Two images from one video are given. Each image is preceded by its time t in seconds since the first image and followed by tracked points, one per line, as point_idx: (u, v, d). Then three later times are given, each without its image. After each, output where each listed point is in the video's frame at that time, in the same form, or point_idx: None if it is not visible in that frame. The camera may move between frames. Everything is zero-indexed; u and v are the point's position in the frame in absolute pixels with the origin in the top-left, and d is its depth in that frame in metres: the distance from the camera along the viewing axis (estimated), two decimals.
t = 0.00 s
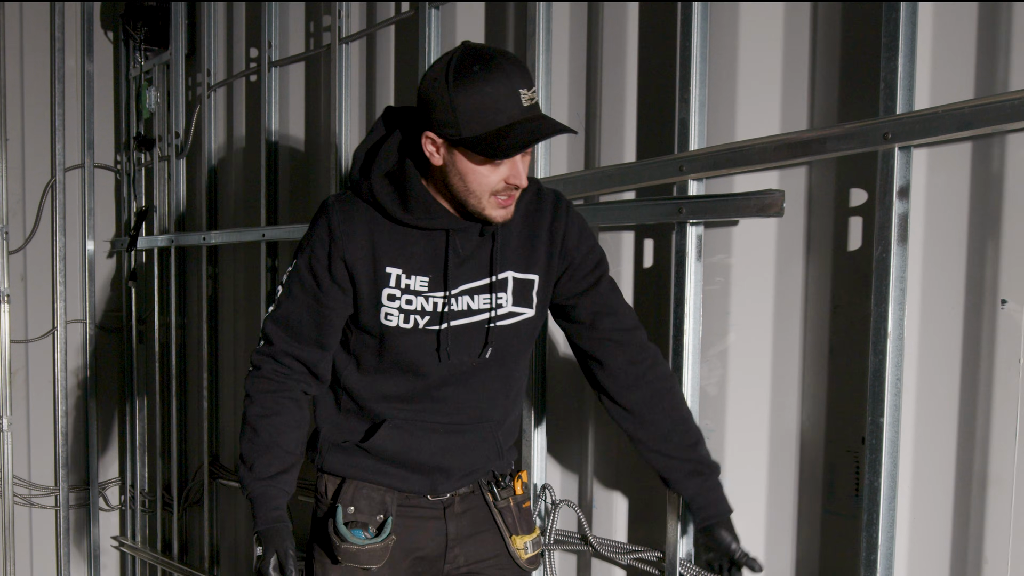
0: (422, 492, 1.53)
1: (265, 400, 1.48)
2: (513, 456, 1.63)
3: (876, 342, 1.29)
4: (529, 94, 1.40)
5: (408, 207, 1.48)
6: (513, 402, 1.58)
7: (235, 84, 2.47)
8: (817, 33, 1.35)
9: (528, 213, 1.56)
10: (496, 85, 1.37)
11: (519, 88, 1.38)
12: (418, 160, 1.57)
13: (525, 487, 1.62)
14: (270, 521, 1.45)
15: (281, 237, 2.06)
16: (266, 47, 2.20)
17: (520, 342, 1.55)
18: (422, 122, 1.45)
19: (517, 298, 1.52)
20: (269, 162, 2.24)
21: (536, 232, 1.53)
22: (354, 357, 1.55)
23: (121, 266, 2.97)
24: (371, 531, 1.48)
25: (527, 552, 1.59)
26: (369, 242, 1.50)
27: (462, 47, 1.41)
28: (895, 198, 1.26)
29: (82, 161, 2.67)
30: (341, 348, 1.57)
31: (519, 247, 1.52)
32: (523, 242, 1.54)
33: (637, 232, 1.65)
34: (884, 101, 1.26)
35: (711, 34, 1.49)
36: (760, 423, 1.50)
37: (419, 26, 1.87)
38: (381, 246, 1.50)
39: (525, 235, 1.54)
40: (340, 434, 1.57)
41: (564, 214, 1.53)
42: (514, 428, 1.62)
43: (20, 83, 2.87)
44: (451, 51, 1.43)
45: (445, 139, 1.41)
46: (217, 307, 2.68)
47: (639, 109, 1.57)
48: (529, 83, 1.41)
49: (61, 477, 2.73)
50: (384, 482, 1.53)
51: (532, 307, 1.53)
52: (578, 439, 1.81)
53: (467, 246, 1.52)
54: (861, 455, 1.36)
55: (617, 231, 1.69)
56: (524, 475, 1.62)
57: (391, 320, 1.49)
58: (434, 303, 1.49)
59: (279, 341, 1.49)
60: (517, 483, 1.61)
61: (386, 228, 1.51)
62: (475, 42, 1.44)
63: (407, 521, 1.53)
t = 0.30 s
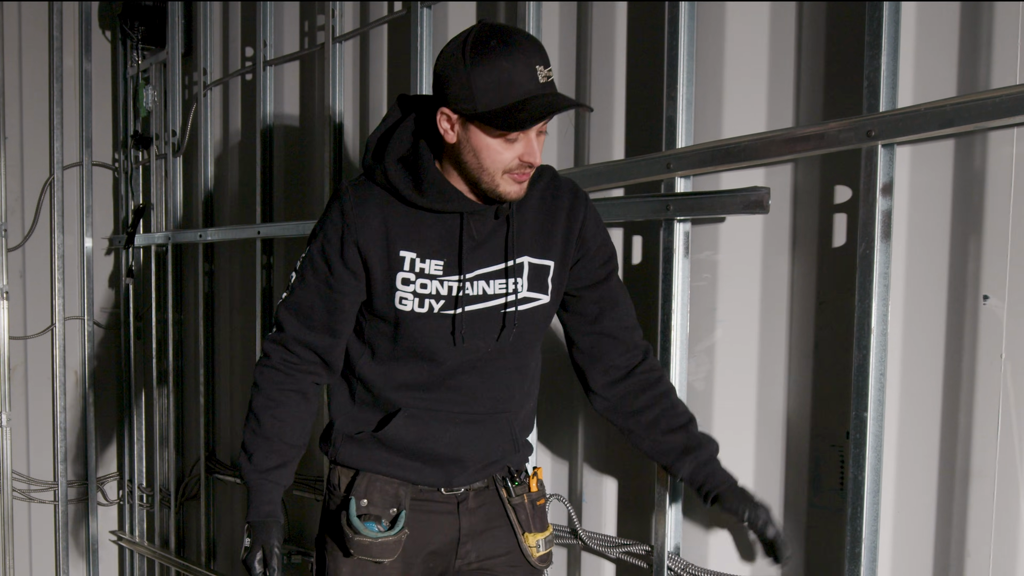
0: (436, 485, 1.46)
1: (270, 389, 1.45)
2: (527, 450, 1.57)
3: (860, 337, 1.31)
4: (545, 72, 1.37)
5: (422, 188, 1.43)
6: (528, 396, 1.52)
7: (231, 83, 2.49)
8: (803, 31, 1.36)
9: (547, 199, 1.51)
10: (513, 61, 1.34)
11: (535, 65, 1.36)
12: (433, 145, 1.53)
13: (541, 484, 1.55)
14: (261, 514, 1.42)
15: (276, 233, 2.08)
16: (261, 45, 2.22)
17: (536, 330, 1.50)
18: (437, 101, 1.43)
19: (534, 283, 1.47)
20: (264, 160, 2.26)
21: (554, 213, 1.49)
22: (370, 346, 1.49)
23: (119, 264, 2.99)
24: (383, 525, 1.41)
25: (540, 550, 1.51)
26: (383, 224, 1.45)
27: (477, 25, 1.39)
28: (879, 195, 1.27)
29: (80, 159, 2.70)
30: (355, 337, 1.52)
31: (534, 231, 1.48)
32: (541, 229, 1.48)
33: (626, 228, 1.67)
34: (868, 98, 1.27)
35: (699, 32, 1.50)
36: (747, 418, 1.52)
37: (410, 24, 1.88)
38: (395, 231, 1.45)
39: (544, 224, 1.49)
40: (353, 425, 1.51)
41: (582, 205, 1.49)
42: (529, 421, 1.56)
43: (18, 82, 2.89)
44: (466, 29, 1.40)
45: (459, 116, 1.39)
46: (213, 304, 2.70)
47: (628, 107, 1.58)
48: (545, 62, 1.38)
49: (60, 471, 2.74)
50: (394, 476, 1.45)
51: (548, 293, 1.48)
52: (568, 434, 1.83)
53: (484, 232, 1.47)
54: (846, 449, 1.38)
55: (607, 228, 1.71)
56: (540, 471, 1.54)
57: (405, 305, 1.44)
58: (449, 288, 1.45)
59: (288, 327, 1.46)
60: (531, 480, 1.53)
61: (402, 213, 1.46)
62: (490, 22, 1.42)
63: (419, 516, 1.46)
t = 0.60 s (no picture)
0: (431, 483, 1.47)
1: (290, 371, 1.41)
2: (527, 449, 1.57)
3: (849, 334, 1.32)
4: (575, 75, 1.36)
5: (448, 192, 1.44)
6: (530, 404, 1.52)
7: (230, 83, 2.51)
8: (793, 31, 1.37)
9: (569, 211, 1.51)
10: (542, 62, 1.34)
11: (565, 69, 1.35)
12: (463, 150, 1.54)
13: (536, 483, 1.57)
14: (289, 492, 1.36)
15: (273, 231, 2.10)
16: (259, 46, 2.21)
17: (545, 342, 1.50)
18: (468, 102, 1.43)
19: (548, 296, 1.47)
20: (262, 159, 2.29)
21: (575, 227, 1.48)
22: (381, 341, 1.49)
23: (120, 262, 3.02)
24: (377, 517, 1.43)
25: (535, 548, 1.53)
26: (405, 222, 1.45)
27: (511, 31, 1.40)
28: (867, 194, 1.28)
29: (81, 158, 2.72)
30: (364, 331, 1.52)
31: (556, 244, 1.48)
32: (561, 240, 1.48)
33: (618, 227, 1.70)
34: (856, 98, 1.28)
35: (691, 32, 1.52)
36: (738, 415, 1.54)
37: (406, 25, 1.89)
38: (417, 233, 1.45)
39: (564, 234, 1.49)
40: (353, 417, 1.51)
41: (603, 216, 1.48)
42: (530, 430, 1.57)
43: (19, 82, 2.91)
44: (500, 34, 1.42)
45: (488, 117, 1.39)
46: (212, 302, 2.72)
47: (621, 106, 1.60)
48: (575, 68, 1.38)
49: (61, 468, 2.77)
50: (389, 470, 1.46)
51: (560, 307, 1.48)
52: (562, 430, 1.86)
53: (504, 239, 1.46)
54: (835, 445, 1.40)
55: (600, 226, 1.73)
56: (536, 470, 1.56)
57: (418, 305, 1.44)
58: (463, 292, 1.44)
59: (309, 312, 1.43)
60: (527, 479, 1.55)
61: (425, 214, 1.46)
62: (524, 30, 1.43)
63: (413, 511, 1.48)
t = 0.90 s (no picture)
0: (428, 479, 1.48)
1: (286, 354, 1.44)
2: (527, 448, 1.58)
3: (837, 332, 1.33)
4: (580, 54, 1.35)
5: (453, 175, 1.46)
6: (527, 401, 1.52)
7: (229, 82, 2.53)
8: (783, 32, 1.39)
9: (577, 207, 1.52)
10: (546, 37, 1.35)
11: (569, 46, 1.34)
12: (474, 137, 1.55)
13: (533, 482, 1.56)
14: (273, 478, 1.39)
15: (271, 229, 2.12)
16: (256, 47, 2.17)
17: (545, 340, 1.51)
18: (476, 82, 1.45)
19: (550, 291, 1.47)
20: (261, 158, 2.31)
21: (580, 225, 1.50)
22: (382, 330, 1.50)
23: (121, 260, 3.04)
24: (370, 513, 1.43)
25: (531, 548, 1.53)
26: (409, 203, 1.47)
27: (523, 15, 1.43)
28: (855, 194, 1.30)
29: (82, 157, 2.74)
30: (364, 317, 1.53)
31: (560, 236, 1.49)
32: (564, 233, 1.50)
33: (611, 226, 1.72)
34: (845, 98, 1.29)
35: (683, 32, 1.53)
36: (728, 412, 1.56)
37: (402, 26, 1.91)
38: (421, 215, 1.47)
39: (571, 228, 1.50)
40: (350, 409, 1.52)
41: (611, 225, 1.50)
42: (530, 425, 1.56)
43: (21, 81, 2.94)
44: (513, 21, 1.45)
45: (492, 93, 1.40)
46: (212, 299, 2.74)
47: (614, 106, 1.62)
48: (581, 46, 1.36)
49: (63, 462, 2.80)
50: (386, 465, 1.47)
51: (561, 303, 1.48)
52: (556, 427, 1.88)
53: (508, 229, 1.47)
54: (823, 442, 1.41)
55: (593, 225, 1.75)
56: (534, 469, 1.56)
57: (417, 287, 1.45)
58: (463, 278, 1.45)
59: (310, 294, 1.45)
60: (525, 477, 1.55)
61: (431, 197, 1.48)
62: (541, 13, 1.43)
63: (408, 507, 1.48)
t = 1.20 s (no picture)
0: (427, 475, 1.49)
1: (282, 357, 1.46)
2: (525, 446, 1.60)
3: (827, 330, 1.35)
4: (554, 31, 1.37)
5: (439, 164, 1.48)
6: (525, 392, 1.53)
7: (228, 82, 2.55)
8: (774, 33, 1.40)
9: (564, 192, 1.53)
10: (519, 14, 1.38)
11: (544, 23, 1.37)
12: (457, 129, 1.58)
13: (532, 483, 1.57)
14: (273, 479, 1.42)
15: (269, 228, 2.14)
16: (257, 45, 2.23)
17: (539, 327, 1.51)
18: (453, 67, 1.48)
19: (541, 276, 1.49)
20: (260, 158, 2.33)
21: (568, 213, 1.51)
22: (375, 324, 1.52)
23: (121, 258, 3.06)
24: (368, 508, 1.46)
25: (525, 548, 1.54)
26: (396, 195, 1.49)
27: None
28: (845, 194, 1.31)
29: (83, 156, 2.77)
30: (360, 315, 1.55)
31: (549, 223, 1.50)
32: (554, 219, 1.51)
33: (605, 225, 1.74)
34: (835, 99, 1.31)
35: (676, 33, 1.55)
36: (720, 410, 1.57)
37: (399, 27, 1.93)
38: (410, 204, 1.48)
39: (558, 215, 1.51)
40: (347, 407, 1.54)
41: (598, 207, 1.52)
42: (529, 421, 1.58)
43: (22, 81, 2.96)
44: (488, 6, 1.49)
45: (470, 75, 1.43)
46: (212, 297, 2.76)
47: (607, 107, 1.64)
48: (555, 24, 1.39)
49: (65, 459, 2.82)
50: (386, 460, 1.48)
51: (552, 287, 1.50)
52: (552, 424, 1.91)
53: (496, 215, 1.48)
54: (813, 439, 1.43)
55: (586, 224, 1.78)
56: (535, 470, 1.58)
57: (409, 277, 1.46)
58: (455, 266, 1.46)
59: (303, 294, 1.48)
60: (524, 477, 1.56)
61: (419, 188, 1.50)
62: None
63: (407, 504, 1.49)
